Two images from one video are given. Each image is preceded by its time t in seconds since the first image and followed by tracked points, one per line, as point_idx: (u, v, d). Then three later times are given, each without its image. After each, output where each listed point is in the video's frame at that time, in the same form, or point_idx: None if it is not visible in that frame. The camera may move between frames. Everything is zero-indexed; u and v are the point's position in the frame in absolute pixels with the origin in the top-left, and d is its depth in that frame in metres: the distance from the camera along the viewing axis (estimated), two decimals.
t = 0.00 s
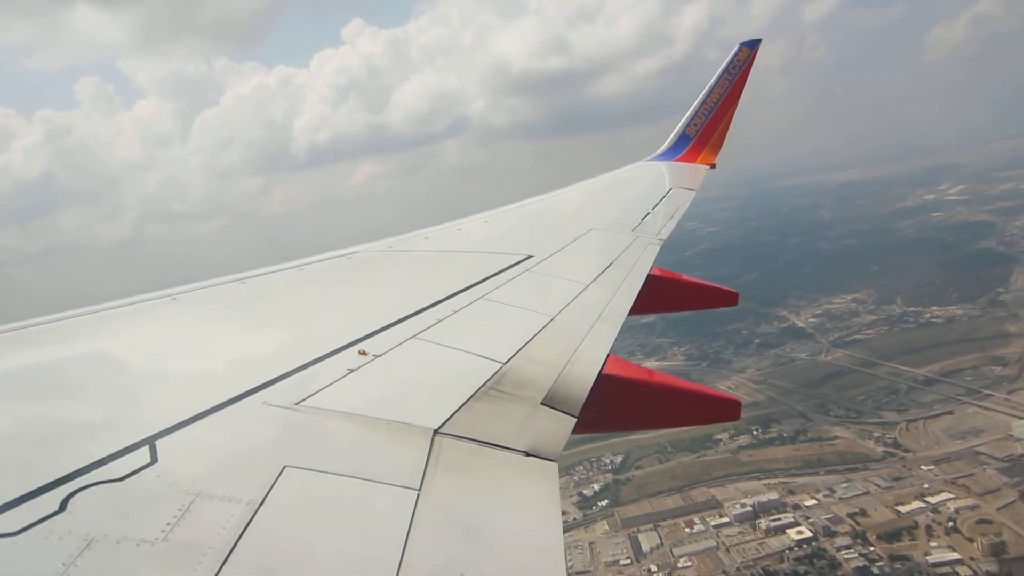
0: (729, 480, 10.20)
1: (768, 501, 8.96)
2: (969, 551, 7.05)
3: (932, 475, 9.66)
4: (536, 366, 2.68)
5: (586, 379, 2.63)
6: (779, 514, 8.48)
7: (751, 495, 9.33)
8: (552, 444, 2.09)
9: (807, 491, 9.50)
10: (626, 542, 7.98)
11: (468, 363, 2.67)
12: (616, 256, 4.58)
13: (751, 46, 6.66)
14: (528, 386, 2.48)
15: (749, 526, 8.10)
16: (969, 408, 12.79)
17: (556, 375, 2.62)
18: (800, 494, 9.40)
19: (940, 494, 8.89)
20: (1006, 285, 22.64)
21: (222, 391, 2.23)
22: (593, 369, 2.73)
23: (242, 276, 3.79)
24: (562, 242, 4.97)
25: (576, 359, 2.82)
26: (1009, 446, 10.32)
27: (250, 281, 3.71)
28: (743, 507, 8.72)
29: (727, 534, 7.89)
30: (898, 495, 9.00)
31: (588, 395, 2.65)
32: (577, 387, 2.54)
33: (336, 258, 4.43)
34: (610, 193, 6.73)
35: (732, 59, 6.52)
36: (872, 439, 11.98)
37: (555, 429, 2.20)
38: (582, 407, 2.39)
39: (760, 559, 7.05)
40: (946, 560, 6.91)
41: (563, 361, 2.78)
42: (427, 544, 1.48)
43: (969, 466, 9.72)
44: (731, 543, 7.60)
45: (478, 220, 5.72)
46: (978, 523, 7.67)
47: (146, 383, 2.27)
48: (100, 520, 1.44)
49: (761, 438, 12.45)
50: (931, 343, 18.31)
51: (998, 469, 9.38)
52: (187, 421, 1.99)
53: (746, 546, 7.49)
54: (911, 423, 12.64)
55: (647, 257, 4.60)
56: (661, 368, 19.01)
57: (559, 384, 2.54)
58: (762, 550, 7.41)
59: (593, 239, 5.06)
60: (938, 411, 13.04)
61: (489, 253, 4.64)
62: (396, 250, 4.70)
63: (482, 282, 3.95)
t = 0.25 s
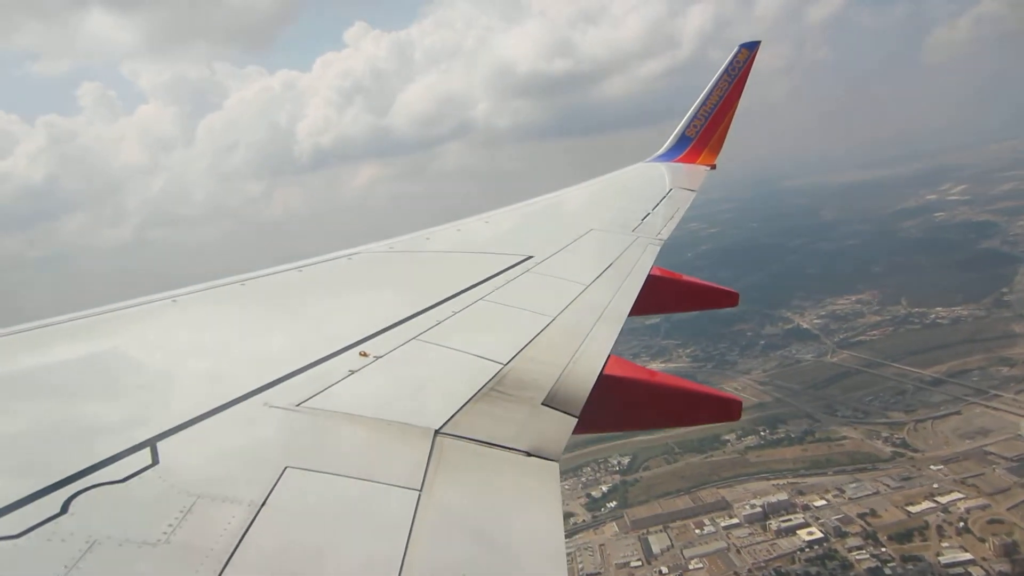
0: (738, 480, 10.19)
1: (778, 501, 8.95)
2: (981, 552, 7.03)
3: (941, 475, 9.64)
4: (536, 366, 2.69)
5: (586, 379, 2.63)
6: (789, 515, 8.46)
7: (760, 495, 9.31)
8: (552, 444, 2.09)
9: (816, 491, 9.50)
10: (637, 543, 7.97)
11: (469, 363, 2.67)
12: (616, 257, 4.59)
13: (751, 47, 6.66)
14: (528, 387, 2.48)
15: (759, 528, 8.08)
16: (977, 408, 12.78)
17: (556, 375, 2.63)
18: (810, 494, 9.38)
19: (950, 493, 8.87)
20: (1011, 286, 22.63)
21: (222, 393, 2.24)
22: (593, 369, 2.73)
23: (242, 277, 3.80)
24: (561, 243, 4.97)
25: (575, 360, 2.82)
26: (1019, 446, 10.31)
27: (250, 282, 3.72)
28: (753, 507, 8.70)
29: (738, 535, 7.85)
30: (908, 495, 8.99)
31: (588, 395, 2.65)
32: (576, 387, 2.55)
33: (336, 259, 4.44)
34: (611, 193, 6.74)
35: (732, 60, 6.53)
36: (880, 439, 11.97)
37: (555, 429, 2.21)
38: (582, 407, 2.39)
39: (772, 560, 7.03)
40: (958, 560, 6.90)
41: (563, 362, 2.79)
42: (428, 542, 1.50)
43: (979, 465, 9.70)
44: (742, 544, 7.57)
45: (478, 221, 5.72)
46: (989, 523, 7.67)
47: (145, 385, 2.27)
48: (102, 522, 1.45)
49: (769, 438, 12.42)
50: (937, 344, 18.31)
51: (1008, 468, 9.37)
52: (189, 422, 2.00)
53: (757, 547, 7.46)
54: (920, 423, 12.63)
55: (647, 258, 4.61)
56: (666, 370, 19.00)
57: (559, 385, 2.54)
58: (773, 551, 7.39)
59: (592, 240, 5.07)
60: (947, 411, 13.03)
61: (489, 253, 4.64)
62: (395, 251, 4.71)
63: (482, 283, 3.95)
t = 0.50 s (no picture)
0: (748, 481, 10.16)
1: (788, 503, 8.92)
2: (994, 553, 7.01)
3: (952, 476, 9.61)
4: (537, 367, 2.68)
5: (587, 380, 2.62)
6: (800, 517, 8.43)
7: (770, 497, 9.29)
8: (554, 444, 2.07)
9: (826, 493, 9.48)
10: (647, 545, 7.94)
11: (471, 363, 2.66)
12: (617, 257, 4.58)
13: (753, 48, 6.67)
14: (529, 387, 2.46)
15: (770, 529, 8.05)
16: (986, 409, 12.75)
17: (557, 375, 2.61)
18: (820, 495, 9.36)
19: (962, 494, 8.85)
20: (1017, 287, 22.63)
21: (222, 393, 2.22)
22: (594, 370, 2.72)
23: (243, 278, 3.79)
24: (562, 244, 4.96)
25: (576, 360, 2.81)
26: None
27: (252, 283, 3.71)
28: (764, 509, 8.67)
29: (748, 536, 7.82)
30: (919, 496, 8.96)
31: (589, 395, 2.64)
32: (578, 387, 2.54)
33: (337, 260, 4.43)
34: (613, 194, 6.74)
35: (733, 62, 6.54)
36: (890, 440, 11.94)
37: (557, 430, 2.19)
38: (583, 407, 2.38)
39: (784, 561, 6.99)
40: (971, 561, 6.88)
41: (564, 362, 2.77)
42: (430, 547, 1.47)
43: (990, 466, 9.67)
44: (753, 545, 7.53)
45: (480, 222, 5.71)
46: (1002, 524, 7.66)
47: (146, 386, 2.26)
48: (104, 520, 1.43)
49: (777, 440, 12.38)
50: (943, 345, 18.29)
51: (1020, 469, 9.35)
52: (190, 421, 1.98)
53: (769, 548, 7.42)
54: (929, 424, 12.62)
55: (648, 258, 4.60)
56: (672, 372, 18.97)
57: (560, 385, 2.53)
58: (785, 552, 7.36)
59: (593, 240, 5.07)
60: (956, 412, 13.01)
61: (490, 254, 4.63)
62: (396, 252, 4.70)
63: (483, 283, 3.94)
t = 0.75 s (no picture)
0: (755, 483, 10.17)
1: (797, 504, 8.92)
2: (1005, 553, 7.01)
3: (961, 476, 9.60)
4: (538, 368, 2.66)
5: (587, 380, 2.60)
6: (809, 518, 8.42)
7: (778, 498, 9.29)
8: (554, 445, 2.06)
9: (835, 493, 9.47)
10: (656, 547, 7.92)
11: (470, 364, 2.64)
12: (618, 259, 4.58)
13: (753, 49, 6.69)
14: (529, 388, 2.45)
15: (779, 530, 8.04)
16: (994, 409, 12.75)
17: (557, 376, 2.60)
18: (828, 496, 9.37)
19: (971, 494, 8.85)
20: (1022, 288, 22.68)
21: (221, 393, 2.22)
22: (595, 371, 2.70)
23: (243, 279, 3.78)
24: (563, 245, 4.96)
25: (577, 361, 2.79)
26: None
27: (252, 284, 3.70)
28: (773, 510, 8.67)
29: (758, 538, 7.81)
30: (928, 496, 8.97)
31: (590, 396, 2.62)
32: (578, 387, 2.52)
33: (338, 261, 4.41)
34: (614, 195, 6.73)
35: (734, 63, 6.56)
36: (897, 440, 11.94)
37: (557, 430, 2.17)
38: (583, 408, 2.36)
39: (794, 562, 6.98)
40: (981, 563, 6.90)
41: (564, 363, 2.76)
42: (427, 546, 1.46)
43: (998, 466, 9.68)
44: (763, 546, 7.52)
45: (481, 223, 5.70)
46: (1012, 524, 7.67)
47: (145, 386, 2.25)
48: (104, 522, 1.43)
49: (784, 441, 12.36)
50: (948, 346, 18.32)
51: None
52: (190, 422, 1.98)
53: (778, 549, 7.40)
54: (937, 424, 12.63)
55: (648, 259, 4.60)
56: (677, 373, 18.92)
57: (561, 386, 2.51)
58: (795, 553, 7.34)
59: (593, 242, 5.07)
60: (963, 412, 13.02)
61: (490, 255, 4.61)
62: (397, 253, 4.69)
63: (484, 284, 3.92)
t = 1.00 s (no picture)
0: (764, 484, 10.17)
1: (807, 506, 8.91)
2: (1017, 554, 7.02)
3: (971, 477, 9.59)
4: (538, 370, 2.65)
5: (588, 382, 2.60)
6: (819, 519, 8.42)
7: (788, 499, 9.28)
8: (554, 448, 2.06)
9: (844, 495, 9.46)
10: (666, 548, 7.90)
11: (471, 366, 2.63)
12: (618, 260, 4.58)
13: (754, 49, 6.72)
14: (530, 390, 2.45)
15: (789, 532, 8.03)
16: (1002, 411, 12.75)
17: (558, 378, 2.60)
18: (838, 498, 9.35)
19: (981, 495, 8.84)
20: None
21: (221, 395, 2.21)
22: (595, 373, 2.70)
23: (244, 281, 3.77)
24: (563, 246, 4.96)
25: (577, 363, 2.78)
26: None
27: (253, 285, 3.69)
28: (782, 512, 8.66)
29: (768, 539, 7.80)
30: (938, 497, 8.96)
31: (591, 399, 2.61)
32: (578, 389, 2.52)
33: (338, 262, 4.40)
34: (616, 196, 6.73)
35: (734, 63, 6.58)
36: (905, 442, 11.92)
37: (558, 433, 2.17)
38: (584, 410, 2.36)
39: (805, 563, 6.98)
40: (993, 563, 6.89)
41: (565, 365, 2.75)
42: (433, 550, 1.47)
43: (1008, 468, 9.69)
44: (773, 547, 7.50)
45: (481, 224, 5.69)
46: None
47: (144, 388, 2.24)
48: (104, 523, 1.44)
49: (791, 443, 12.36)
50: (954, 347, 18.32)
51: None
52: (192, 424, 1.98)
53: (790, 550, 7.39)
54: (944, 425, 12.62)
55: (648, 260, 4.61)
56: (682, 375, 18.89)
57: (561, 389, 2.51)
58: (806, 555, 7.33)
59: (593, 243, 5.07)
60: (970, 414, 13.01)
61: (490, 256, 4.60)
62: (397, 254, 4.68)
63: (485, 285, 3.91)
